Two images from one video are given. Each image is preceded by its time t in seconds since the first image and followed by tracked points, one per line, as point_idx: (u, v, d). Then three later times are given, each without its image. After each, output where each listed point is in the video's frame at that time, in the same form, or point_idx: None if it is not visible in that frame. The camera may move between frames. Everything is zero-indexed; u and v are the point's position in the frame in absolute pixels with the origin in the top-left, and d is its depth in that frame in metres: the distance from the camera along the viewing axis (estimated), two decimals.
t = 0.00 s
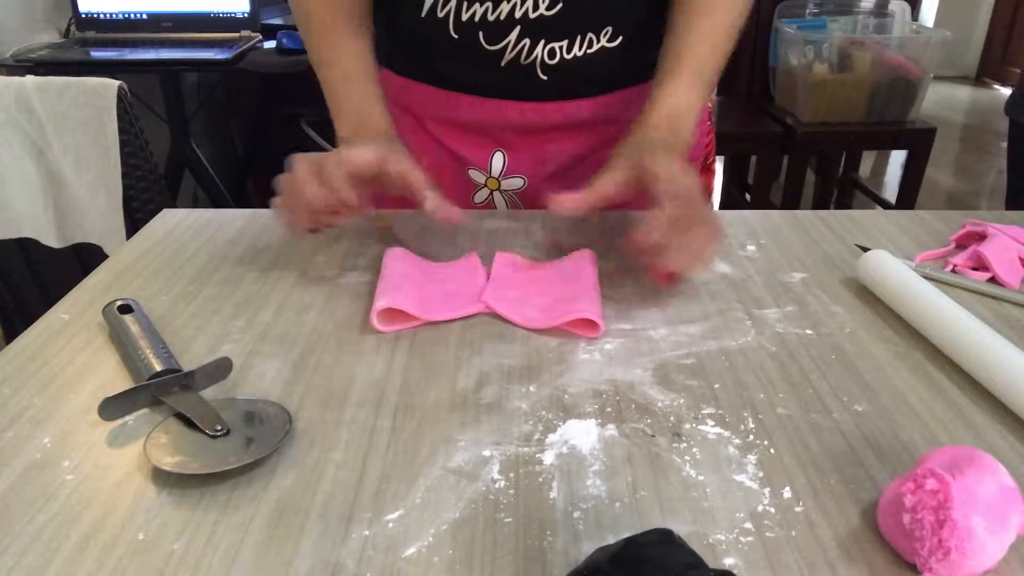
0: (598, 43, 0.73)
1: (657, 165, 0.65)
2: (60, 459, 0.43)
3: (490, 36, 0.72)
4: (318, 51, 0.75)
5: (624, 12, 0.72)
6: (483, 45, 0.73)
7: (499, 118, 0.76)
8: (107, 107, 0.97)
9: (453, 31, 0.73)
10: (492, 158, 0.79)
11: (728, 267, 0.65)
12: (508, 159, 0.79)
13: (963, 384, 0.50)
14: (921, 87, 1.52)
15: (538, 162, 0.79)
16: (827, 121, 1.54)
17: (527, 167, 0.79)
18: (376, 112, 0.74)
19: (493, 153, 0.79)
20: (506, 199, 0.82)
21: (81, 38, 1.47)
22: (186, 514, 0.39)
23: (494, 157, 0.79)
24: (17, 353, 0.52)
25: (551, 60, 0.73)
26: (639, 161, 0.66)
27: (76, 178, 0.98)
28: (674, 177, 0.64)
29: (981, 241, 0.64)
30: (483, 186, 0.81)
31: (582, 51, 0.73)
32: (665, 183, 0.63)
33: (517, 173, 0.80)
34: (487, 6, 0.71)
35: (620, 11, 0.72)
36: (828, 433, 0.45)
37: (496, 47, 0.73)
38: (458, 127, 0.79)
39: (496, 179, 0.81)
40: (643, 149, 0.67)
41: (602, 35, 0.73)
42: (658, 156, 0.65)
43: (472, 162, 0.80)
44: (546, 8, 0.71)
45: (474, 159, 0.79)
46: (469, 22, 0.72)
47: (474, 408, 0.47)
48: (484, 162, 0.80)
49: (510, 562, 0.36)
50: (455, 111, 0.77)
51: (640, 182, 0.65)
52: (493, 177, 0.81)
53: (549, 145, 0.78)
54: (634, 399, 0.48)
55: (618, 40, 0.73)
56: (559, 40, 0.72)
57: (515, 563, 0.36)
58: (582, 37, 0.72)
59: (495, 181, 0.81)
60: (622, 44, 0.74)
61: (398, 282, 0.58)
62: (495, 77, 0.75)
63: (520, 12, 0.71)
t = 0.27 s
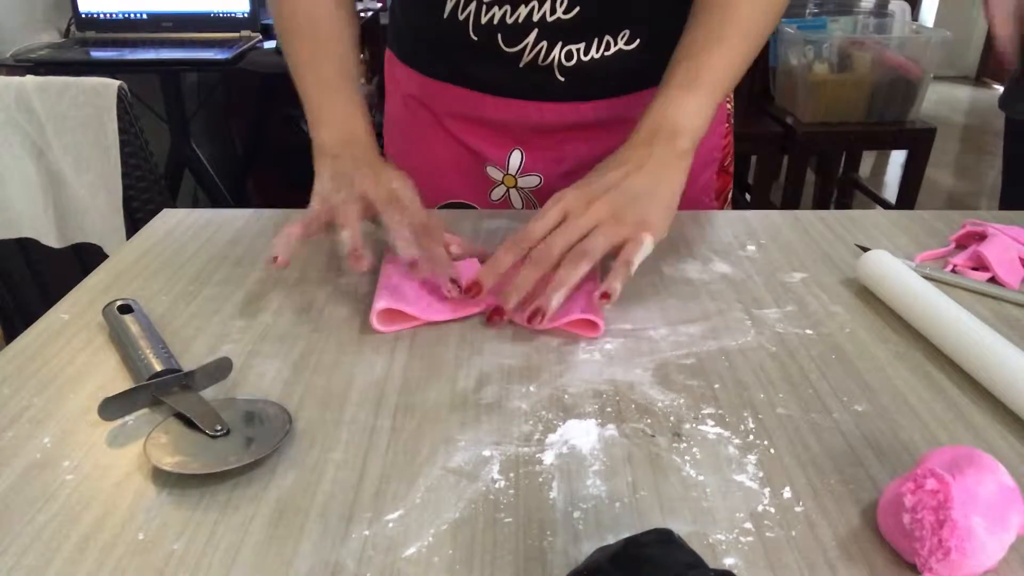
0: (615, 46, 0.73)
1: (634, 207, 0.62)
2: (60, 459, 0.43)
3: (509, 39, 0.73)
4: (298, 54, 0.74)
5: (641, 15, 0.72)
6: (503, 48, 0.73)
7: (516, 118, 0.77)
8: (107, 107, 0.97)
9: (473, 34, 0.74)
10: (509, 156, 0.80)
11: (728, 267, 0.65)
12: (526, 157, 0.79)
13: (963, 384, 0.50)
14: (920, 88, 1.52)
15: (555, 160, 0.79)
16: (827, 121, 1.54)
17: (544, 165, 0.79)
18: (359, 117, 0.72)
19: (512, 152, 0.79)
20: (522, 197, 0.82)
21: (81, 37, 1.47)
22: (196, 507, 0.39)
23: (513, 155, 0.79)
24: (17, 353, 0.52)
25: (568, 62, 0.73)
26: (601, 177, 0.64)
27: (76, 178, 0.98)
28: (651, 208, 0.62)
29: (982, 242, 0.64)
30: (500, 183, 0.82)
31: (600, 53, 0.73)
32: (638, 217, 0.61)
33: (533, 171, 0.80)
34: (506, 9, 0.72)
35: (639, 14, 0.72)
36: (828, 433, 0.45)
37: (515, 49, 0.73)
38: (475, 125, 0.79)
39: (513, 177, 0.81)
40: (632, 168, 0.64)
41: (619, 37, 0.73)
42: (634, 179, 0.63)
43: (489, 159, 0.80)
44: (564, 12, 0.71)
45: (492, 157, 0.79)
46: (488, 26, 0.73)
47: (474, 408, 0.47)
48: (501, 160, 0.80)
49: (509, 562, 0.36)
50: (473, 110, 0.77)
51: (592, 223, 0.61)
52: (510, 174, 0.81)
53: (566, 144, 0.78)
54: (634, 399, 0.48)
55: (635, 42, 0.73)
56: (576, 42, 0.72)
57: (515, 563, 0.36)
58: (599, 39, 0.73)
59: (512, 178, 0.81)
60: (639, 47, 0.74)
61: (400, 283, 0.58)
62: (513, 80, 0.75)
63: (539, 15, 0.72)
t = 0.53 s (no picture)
0: (562, 45, 0.74)
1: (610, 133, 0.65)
2: (60, 459, 0.43)
3: (462, 39, 0.73)
4: (304, 52, 0.72)
5: (588, 16, 0.73)
6: (456, 49, 0.73)
7: (473, 110, 0.76)
8: (106, 107, 0.96)
9: (427, 35, 0.73)
10: (465, 148, 0.79)
11: (728, 267, 0.65)
12: (482, 149, 0.79)
13: (963, 384, 0.50)
14: (920, 88, 1.53)
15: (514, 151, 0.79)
16: (827, 121, 1.54)
17: (503, 156, 0.79)
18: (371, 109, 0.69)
19: (467, 144, 0.78)
20: (480, 188, 0.81)
21: (82, 38, 1.47)
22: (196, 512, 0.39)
23: (470, 147, 0.79)
24: (17, 353, 0.52)
25: (519, 61, 0.73)
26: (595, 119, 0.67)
27: (76, 178, 0.98)
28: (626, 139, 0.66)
29: (981, 242, 0.64)
30: (458, 174, 0.81)
31: (548, 52, 0.73)
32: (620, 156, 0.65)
33: (489, 162, 0.79)
34: (458, 11, 0.71)
35: (585, 15, 0.72)
36: (829, 433, 0.45)
37: (468, 49, 0.73)
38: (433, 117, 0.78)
39: (470, 168, 0.80)
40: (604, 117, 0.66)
41: (565, 37, 0.73)
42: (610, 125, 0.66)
43: (446, 151, 0.79)
44: (514, 15, 0.71)
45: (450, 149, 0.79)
46: (442, 27, 0.72)
47: (474, 408, 0.47)
48: (457, 152, 0.79)
49: (509, 562, 0.36)
50: (430, 103, 0.77)
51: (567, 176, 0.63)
52: (467, 166, 0.80)
53: (525, 136, 0.78)
54: (634, 399, 0.48)
55: (580, 42, 0.74)
56: (526, 42, 0.72)
57: (515, 563, 0.36)
58: (546, 39, 0.73)
59: (469, 169, 0.80)
60: (584, 47, 0.74)
61: (397, 271, 0.60)
62: (469, 78, 0.75)
63: (489, 18, 0.71)
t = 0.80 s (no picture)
0: (558, 42, 0.74)
1: (651, 143, 0.64)
2: (60, 459, 0.43)
3: (456, 35, 0.73)
4: (273, 48, 0.75)
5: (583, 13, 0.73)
6: (451, 45, 0.74)
7: (465, 112, 0.76)
8: (106, 107, 0.96)
9: (420, 31, 0.74)
10: (459, 153, 0.79)
11: (728, 267, 0.65)
12: (475, 153, 0.79)
13: (963, 384, 0.50)
14: (920, 88, 1.52)
15: (507, 155, 0.79)
16: (827, 121, 1.54)
17: (496, 160, 0.79)
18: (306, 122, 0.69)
19: (460, 149, 0.78)
20: (475, 193, 0.82)
21: (82, 38, 1.47)
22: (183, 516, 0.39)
23: (463, 152, 0.78)
24: (17, 353, 0.52)
25: (515, 58, 0.73)
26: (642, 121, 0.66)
27: (76, 177, 0.98)
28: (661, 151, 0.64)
29: (981, 242, 0.64)
30: (452, 180, 0.81)
31: (544, 49, 0.74)
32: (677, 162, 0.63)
33: (484, 167, 0.79)
34: (454, 6, 0.72)
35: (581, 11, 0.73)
36: (829, 433, 0.45)
37: (462, 46, 0.73)
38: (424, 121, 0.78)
39: (465, 174, 0.80)
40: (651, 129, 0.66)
41: (562, 34, 0.73)
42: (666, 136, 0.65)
43: (440, 157, 0.79)
44: (510, 9, 0.72)
45: (443, 155, 0.78)
46: (436, 22, 0.73)
47: (474, 408, 0.47)
48: (452, 157, 0.79)
49: (509, 562, 0.36)
50: (423, 105, 0.77)
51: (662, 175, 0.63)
52: (461, 172, 0.80)
53: (518, 139, 0.78)
54: (634, 399, 0.48)
55: (577, 40, 0.74)
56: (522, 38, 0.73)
57: (515, 563, 0.36)
58: (543, 36, 0.73)
59: (464, 175, 0.80)
60: (581, 45, 0.75)
61: (373, 284, 0.60)
62: (464, 76, 0.75)
63: (484, 12, 0.72)
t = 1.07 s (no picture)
0: (544, 29, 0.73)
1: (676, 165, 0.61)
2: (60, 459, 0.43)
3: (439, 25, 0.71)
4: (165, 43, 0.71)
5: None
6: (433, 36, 0.72)
7: (453, 114, 0.75)
8: (108, 108, 0.96)
9: (400, 24, 0.72)
10: (446, 160, 0.78)
11: (729, 267, 0.65)
12: (463, 158, 0.78)
13: (963, 384, 0.50)
14: (920, 87, 1.52)
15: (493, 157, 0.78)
16: (827, 121, 1.55)
17: (484, 164, 0.78)
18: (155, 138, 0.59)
19: (448, 154, 0.78)
20: (464, 200, 0.81)
21: (81, 38, 1.47)
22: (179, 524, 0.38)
23: (452, 157, 0.78)
24: (17, 353, 0.52)
25: (501, 47, 0.72)
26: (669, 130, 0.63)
27: (76, 178, 0.98)
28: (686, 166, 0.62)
29: (981, 241, 0.64)
30: (439, 190, 0.80)
31: (530, 37, 0.73)
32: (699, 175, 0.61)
33: (474, 172, 0.79)
34: None
35: None
36: (828, 433, 0.45)
37: (446, 37, 0.72)
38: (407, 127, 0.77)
39: (454, 181, 0.80)
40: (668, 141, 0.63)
41: (546, 20, 0.73)
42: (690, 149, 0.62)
43: (428, 166, 0.78)
44: None
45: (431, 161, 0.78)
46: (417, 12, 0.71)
47: (474, 408, 0.47)
48: (440, 165, 0.78)
49: (509, 562, 0.36)
50: (406, 112, 0.75)
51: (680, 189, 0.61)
52: (450, 180, 0.80)
53: (504, 139, 0.77)
54: (634, 399, 0.48)
55: (562, 25, 0.74)
56: (507, 25, 0.72)
57: (515, 563, 0.36)
58: (528, 22, 0.72)
59: (453, 183, 0.80)
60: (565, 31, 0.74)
61: (366, 287, 0.60)
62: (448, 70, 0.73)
63: None
